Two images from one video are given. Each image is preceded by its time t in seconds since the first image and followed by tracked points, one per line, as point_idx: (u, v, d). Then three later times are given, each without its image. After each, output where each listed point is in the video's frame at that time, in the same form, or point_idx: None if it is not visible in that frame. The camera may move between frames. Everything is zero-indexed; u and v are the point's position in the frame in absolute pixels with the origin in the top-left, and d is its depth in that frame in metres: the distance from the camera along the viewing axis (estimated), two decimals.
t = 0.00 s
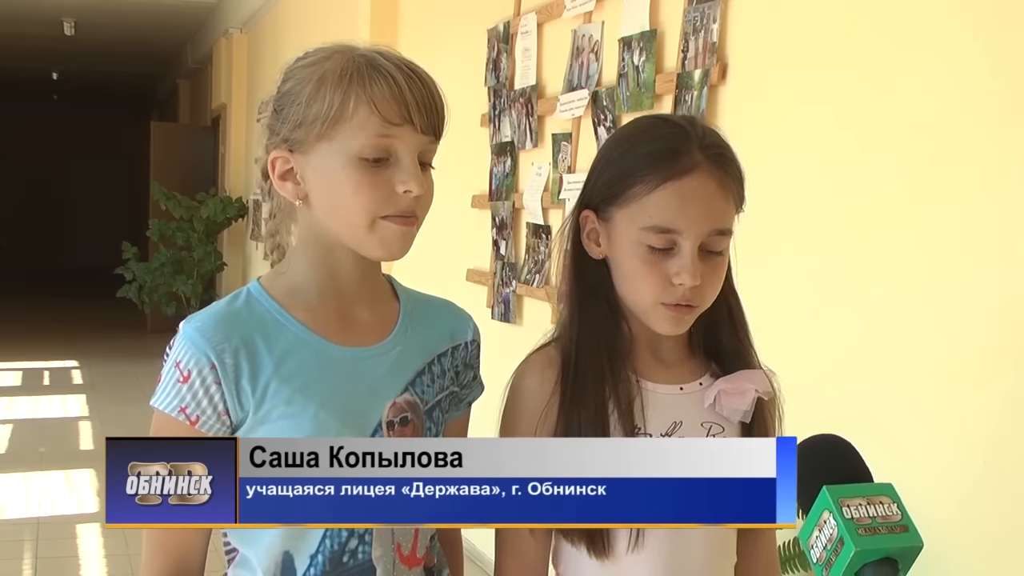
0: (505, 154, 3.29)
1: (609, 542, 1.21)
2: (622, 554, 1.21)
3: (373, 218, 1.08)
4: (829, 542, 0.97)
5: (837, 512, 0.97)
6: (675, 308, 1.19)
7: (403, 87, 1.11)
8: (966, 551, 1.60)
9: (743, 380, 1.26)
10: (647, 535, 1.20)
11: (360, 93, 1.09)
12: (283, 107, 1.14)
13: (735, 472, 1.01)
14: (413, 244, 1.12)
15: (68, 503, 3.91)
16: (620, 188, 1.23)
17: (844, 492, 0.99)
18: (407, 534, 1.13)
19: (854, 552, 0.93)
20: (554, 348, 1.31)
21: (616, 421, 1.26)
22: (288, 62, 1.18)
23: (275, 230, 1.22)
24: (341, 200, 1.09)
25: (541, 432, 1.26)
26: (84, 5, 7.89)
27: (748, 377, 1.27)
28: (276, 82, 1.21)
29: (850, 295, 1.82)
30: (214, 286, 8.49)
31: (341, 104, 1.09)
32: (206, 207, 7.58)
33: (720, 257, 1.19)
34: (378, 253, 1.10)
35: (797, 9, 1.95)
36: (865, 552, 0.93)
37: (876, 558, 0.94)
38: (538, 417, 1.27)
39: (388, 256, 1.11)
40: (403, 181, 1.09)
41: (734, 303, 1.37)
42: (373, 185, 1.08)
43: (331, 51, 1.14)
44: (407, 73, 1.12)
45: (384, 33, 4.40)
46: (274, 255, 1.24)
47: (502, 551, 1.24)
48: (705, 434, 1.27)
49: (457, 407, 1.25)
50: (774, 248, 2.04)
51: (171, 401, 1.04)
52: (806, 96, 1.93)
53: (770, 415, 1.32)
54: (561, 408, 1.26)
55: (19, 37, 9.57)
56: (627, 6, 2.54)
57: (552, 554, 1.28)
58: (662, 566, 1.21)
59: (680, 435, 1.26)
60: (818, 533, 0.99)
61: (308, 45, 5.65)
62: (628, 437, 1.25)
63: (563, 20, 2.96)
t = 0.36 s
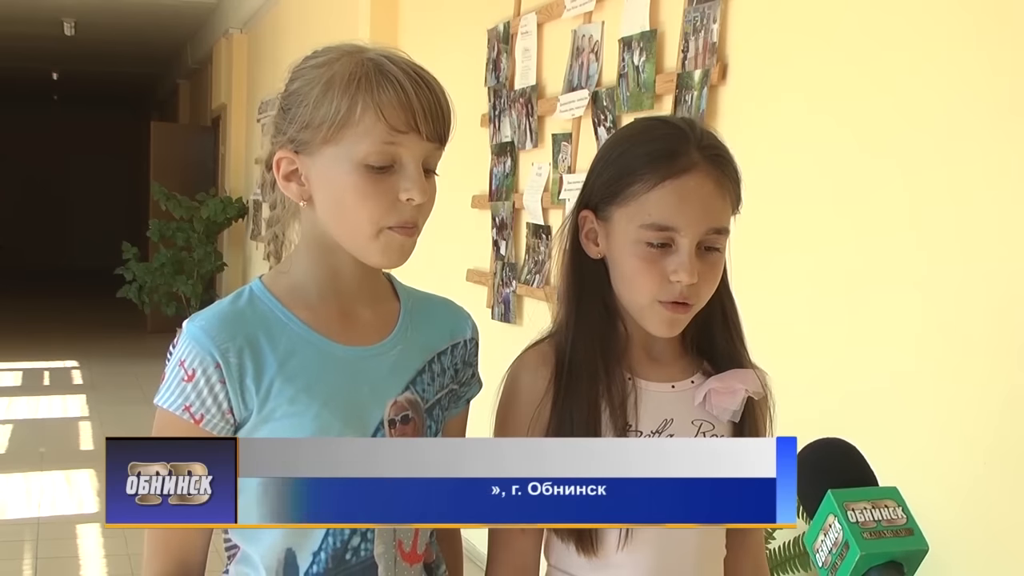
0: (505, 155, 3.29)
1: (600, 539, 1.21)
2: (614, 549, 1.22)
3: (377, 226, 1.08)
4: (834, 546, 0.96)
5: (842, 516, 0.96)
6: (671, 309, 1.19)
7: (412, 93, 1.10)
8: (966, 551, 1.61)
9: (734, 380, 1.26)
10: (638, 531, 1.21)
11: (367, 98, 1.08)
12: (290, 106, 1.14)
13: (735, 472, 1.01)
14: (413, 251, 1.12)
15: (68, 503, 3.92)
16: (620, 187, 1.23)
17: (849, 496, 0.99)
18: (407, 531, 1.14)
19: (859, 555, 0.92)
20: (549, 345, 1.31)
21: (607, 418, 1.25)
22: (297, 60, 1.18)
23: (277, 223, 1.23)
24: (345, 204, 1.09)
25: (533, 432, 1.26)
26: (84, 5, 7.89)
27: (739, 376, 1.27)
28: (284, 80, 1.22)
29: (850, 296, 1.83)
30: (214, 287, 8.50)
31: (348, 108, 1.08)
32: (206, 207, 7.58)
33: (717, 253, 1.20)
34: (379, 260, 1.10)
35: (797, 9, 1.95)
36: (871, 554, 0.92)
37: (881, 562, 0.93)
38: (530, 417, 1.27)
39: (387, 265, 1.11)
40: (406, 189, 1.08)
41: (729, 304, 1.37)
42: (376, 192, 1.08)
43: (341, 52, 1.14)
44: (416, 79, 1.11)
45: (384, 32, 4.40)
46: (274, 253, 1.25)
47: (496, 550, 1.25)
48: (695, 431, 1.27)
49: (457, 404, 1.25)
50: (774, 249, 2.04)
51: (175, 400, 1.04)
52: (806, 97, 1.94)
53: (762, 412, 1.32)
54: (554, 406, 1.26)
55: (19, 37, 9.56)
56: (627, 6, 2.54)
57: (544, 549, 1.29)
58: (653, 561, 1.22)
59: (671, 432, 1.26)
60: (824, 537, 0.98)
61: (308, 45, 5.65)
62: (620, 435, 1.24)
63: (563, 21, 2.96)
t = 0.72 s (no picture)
0: (505, 154, 3.29)
1: (597, 536, 1.22)
2: (610, 546, 1.22)
3: (369, 222, 1.09)
4: (834, 547, 0.96)
5: (841, 516, 0.97)
6: (666, 298, 1.20)
7: (403, 92, 1.10)
8: (966, 550, 1.61)
9: (730, 379, 1.27)
10: (635, 529, 1.22)
11: (360, 97, 1.10)
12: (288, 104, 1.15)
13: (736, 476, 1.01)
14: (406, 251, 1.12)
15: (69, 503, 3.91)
16: (615, 182, 1.24)
17: (849, 497, 1.00)
18: (407, 527, 1.14)
19: (858, 555, 0.92)
20: (546, 344, 1.31)
21: (604, 418, 1.25)
22: (302, 60, 1.18)
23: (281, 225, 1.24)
24: (338, 201, 1.10)
25: (530, 434, 1.26)
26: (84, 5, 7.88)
27: (736, 375, 1.27)
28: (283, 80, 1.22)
29: (850, 295, 1.83)
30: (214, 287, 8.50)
31: (340, 106, 1.09)
32: (207, 207, 7.58)
33: (712, 243, 1.23)
34: (375, 257, 1.10)
35: (797, 9, 1.95)
36: (870, 554, 0.92)
37: (881, 562, 0.93)
38: (528, 415, 1.27)
39: (382, 260, 1.11)
40: (397, 186, 1.09)
41: (724, 302, 1.38)
42: (369, 189, 1.09)
43: (333, 49, 1.15)
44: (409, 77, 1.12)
45: (384, 32, 4.40)
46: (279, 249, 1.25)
47: (496, 546, 1.28)
48: (692, 431, 1.27)
49: (459, 404, 1.25)
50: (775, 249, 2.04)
51: (177, 396, 1.05)
52: (805, 96, 1.94)
53: (756, 412, 1.33)
54: (551, 405, 1.26)
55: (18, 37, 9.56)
56: (628, 6, 2.54)
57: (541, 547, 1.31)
58: (651, 560, 1.21)
59: (668, 431, 1.25)
60: (823, 537, 0.98)
61: (308, 45, 5.65)
62: (616, 435, 1.24)
63: (563, 21, 2.97)
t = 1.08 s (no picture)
0: (505, 155, 3.29)
1: (595, 535, 1.22)
2: (607, 545, 1.22)
3: (353, 219, 1.09)
4: (832, 544, 0.96)
5: (838, 514, 0.97)
6: (666, 299, 1.20)
7: (378, 87, 1.10)
8: (966, 551, 1.61)
9: (727, 379, 1.27)
10: (633, 528, 1.22)
11: (334, 98, 1.10)
12: (282, 108, 1.15)
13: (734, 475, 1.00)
14: (399, 245, 1.12)
15: (69, 505, 3.94)
16: (612, 182, 1.24)
17: (846, 496, 1.00)
18: (406, 527, 1.14)
19: (855, 553, 0.92)
20: (545, 343, 1.30)
21: (602, 417, 1.25)
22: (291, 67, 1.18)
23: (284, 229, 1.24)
24: (322, 200, 1.10)
25: (528, 433, 1.26)
26: (84, 5, 7.88)
27: (733, 375, 1.27)
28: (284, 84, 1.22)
29: (849, 294, 1.83)
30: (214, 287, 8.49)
31: (319, 106, 1.10)
32: (207, 207, 7.57)
33: (709, 244, 1.22)
34: (363, 251, 1.10)
35: (797, 9, 1.95)
36: (866, 553, 0.92)
37: (878, 560, 0.93)
38: (526, 412, 1.27)
39: (371, 256, 1.10)
40: (380, 181, 1.09)
41: (722, 302, 1.38)
42: (351, 186, 1.09)
43: (316, 54, 1.15)
44: (385, 72, 1.11)
45: (384, 33, 4.40)
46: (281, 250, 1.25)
47: (496, 542, 1.28)
48: (690, 430, 1.27)
49: (463, 405, 1.25)
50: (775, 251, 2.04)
51: (175, 392, 1.05)
52: (805, 96, 1.94)
53: (754, 412, 1.33)
54: (549, 405, 1.26)
55: (18, 37, 9.56)
56: (628, 6, 2.54)
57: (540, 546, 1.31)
58: (647, 558, 1.21)
59: (666, 431, 1.26)
60: (821, 535, 0.98)
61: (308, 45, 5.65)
62: (614, 434, 1.24)
63: (563, 21, 2.97)
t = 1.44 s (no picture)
0: (505, 154, 3.29)
1: (593, 539, 1.22)
2: (605, 551, 1.22)
3: (360, 220, 1.09)
4: (831, 552, 0.96)
5: (838, 522, 0.97)
6: (661, 301, 1.20)
7: (389, 89, 1.10)
8: (966, 552, 1.61)
9: (725, 380, 1.27)
10: (632, 531, 1.22)
11: (345, 97, 1.10)
12: (282, 108, 1.14)
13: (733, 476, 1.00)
14: (402, 247, 1.13)
15: (68, 505, 3.94)
16: (607, 184, 1.24)
17: (845, 505, 1.00)
18: (407, 530, 1.14)
19: (855, 560, 0.92)
20: (540, 346, 1.30)
21: (599, 420, 1.25)
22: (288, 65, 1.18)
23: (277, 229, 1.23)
24: (328, 201, 1.10)
25: (523, 436, 1.26)
26: (84, 5, 7.89)
27: (730, 377, 1.27)
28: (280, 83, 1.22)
29: (850, 294, 1.83)
30: (214, 287, 8.49)
31: (327, 106, 1.10)
32: (207, 207, 7.57)
33: (704, 245, 1.22)
34: (366, 253, 1.10)
35: (797, 9, 1.95)
36: (867, 559, 0.92)
37: (878, 568, 0.93)
38: (521, 415, 1.27)
39: (375, 258, 1.11)
40: (390, 183, 1.09)
41: (718, 302, 1.38)
42: (359, 186, 1.09)
43: (325, 53, 1.14)
44: (396, 74, 1.12)
45: (384, 32, 4.40)
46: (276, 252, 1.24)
47: (497, 546, 1.28)
48: (687, 432, 1.27)
49: (461, 407, 1.25)
50: (774, 252, 2.04)
51: (172, 398, 1.05)
52: (806, 96, 1.94)
53: (751, 413, 1.33)
54: (545, 408, 1.26)
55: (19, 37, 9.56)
56: (628, 6, 2.54)
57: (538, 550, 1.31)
58: (646, 561, 1.21)
59: (663, 433, 1.26)
60: (820, 543, 0.99)
61: (308, 44, 5.65)
62: (611, 436, 1.24)
63: (563, 21, 2.96)
